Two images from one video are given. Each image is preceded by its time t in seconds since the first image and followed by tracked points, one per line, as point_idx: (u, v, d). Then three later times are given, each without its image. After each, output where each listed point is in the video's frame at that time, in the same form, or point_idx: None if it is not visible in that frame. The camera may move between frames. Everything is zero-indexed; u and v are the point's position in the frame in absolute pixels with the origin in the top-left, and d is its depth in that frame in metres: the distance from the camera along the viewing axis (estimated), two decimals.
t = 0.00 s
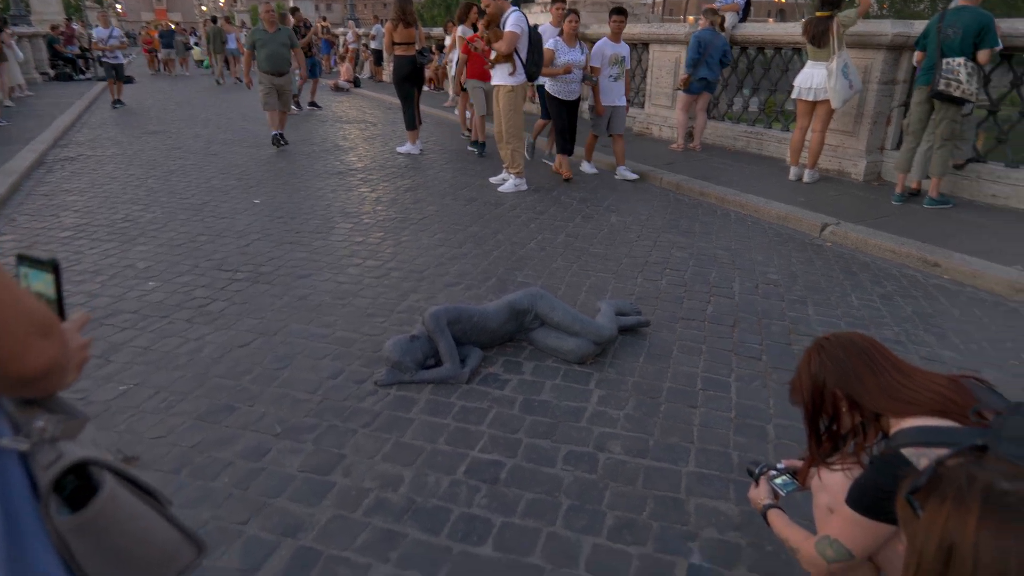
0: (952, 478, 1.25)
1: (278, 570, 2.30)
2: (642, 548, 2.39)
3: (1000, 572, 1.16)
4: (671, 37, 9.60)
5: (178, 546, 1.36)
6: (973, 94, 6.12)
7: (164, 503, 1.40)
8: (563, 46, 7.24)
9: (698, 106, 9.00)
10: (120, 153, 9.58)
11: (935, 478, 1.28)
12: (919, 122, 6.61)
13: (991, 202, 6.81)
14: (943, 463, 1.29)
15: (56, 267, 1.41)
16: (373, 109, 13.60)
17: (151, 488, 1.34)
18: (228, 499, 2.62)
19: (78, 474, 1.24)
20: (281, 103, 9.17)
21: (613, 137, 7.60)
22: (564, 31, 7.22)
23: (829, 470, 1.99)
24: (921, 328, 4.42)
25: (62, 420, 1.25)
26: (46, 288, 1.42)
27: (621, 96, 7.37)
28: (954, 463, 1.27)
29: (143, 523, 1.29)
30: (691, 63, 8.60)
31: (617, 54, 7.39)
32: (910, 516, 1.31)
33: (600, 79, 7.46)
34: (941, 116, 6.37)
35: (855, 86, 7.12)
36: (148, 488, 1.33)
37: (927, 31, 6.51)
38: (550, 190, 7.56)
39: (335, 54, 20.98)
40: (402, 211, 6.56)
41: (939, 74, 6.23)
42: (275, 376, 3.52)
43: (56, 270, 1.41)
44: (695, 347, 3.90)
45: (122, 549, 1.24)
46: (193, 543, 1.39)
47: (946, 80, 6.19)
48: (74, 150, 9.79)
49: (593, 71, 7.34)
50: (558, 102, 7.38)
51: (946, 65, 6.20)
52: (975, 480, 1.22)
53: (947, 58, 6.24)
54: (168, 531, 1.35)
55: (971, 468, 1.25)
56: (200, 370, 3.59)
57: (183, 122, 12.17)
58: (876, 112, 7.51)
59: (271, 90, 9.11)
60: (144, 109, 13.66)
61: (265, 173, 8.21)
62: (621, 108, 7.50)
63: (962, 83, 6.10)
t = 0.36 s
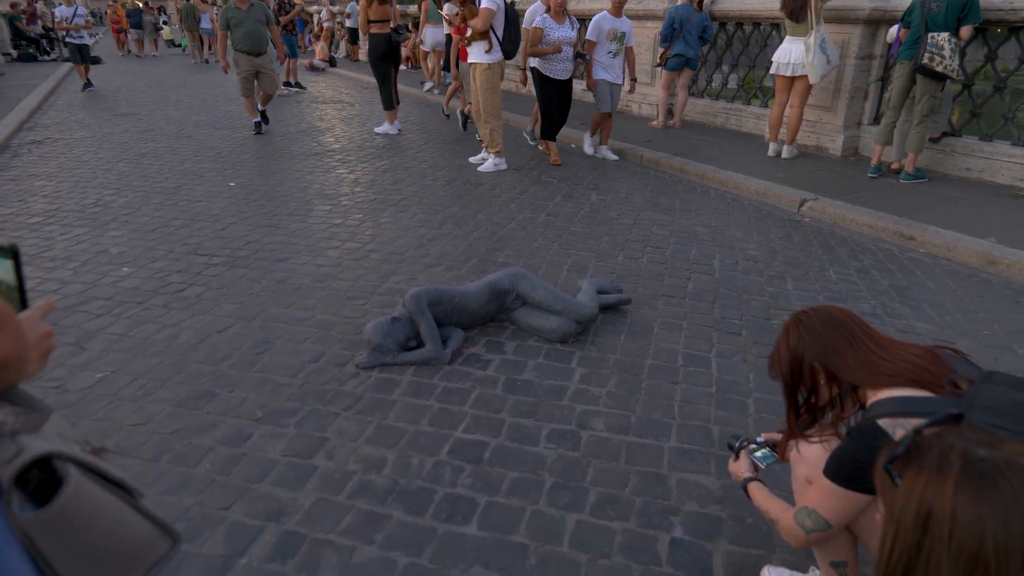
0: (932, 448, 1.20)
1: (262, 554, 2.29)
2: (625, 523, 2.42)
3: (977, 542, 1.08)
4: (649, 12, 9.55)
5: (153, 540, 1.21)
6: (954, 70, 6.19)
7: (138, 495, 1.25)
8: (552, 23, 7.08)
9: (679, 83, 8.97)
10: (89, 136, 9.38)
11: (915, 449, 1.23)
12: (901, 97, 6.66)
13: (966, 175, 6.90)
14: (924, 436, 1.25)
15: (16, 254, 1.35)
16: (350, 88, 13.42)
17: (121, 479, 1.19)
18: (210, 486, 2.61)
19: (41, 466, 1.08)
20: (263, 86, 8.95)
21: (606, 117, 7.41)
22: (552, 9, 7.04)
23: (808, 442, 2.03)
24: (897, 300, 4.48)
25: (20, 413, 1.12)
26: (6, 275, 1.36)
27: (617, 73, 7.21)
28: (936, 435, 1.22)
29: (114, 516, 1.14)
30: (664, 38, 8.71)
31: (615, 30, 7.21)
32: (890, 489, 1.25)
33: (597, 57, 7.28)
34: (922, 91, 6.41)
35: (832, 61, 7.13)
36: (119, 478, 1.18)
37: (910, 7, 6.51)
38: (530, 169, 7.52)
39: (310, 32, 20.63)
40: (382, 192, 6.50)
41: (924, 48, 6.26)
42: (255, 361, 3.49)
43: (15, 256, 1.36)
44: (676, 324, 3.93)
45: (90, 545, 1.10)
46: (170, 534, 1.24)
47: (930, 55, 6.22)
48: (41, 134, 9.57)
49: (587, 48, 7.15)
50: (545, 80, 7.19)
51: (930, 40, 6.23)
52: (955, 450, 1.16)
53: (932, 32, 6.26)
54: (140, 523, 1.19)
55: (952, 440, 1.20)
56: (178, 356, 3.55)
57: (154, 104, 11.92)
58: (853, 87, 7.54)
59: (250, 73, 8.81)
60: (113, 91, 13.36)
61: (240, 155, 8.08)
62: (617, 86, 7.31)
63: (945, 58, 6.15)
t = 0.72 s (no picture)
0: (915, 427, 1.22)
1: (255, 546, 2.30)
2: (616, 510, 2.44)
3: (959, 518, 1.10)
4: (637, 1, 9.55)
5: (145, 537, 1.18)
6: (934, 56, 6.22)
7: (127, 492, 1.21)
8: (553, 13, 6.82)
9: (668, 72, 8.96)
10: (74, 129, 9.28)
11: (899, 428, 1.25)
12: (883, 85, 6.68)
13: (953, 161, 6.94)
14: (908, 415, 1.26)
15: None
16: (338, 79, 13.33)
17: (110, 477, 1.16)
18: (203, 479, 2.61)
19: (28, 464, 1.07)
20: (255, 78, 8.68)
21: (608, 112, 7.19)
22: None
23: (795, 427, 2.05)
24: (885, 286, 4.52)
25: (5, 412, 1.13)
26: None
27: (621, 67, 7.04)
28: (919, 415, 1.24)
29: (98, 510, 1.11)
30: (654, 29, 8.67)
31: (619, 24, 7.05)
32: (875, 468, 1.26)
33: (600, 50, 7.11)
34: (904, 78, 6.43)
35: (821, 48, 7.14)
36: (108, 475, 1.16)
37: None
38: (519, 159, 7.51)
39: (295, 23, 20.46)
40: (371, 184, 6.47)
41: (903, 35, 6.31)
42: (246, 353, 3.48)
43: None
44: (666, 312, 3.95)
45: (77, 543, 1.07)
46: (160, 530, 1.20)
47: (909, 42, 6.27)
48: (25, 127, 9.46)
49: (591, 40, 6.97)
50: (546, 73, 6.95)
51: (909, 27, 6.27)
52: (938, 429, 1.18)
53: (911, 20, 6.29)
54: (129, 519, 1.16)
55: (935, 419, 1.22)
56: (169, 350, 3.54)
57: (139, 96, 11.79)
58: (841, 75, 7.57)
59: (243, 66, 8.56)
60: (97, 83, 13.21)
61: (227, 147, 8.03)
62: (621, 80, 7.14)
63: (925, 45, 6.19)
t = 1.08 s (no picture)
0: (905, 403, 1.21)
1: (255, 530, 2.33)
2: (611, 492, 2.47)
3: (945, 491, 1.10)
4: None
5: (142, 521, 1.17)
6: (928, 38, 6.22)
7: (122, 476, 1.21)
8: None
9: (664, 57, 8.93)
10: (67, 118, 9.25)
11: (890, 404, 1.25)
12: (877, 67, 6.68)
13: (948, 145, 6.95)
14: (899, 392, 1.26)
15: None
16: (332, 67, 13.27)
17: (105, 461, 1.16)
18: (202, 465, 2.64)
19: (23, 450, 1.07)
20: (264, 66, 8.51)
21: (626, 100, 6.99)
22: None
23: (787, 408, 2.08)
24: (879, 270, 4.54)
25: None
26: None
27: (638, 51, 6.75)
28: (910, 391, 1.23)
29: (94, 495, 1.11)
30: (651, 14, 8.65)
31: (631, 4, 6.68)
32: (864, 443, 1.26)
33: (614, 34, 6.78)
34: (898, 61, 6.42)
35: (816, 32, 7.15)
36: (103, 459, 1.16)
37: None
38: (515, 146, 7.50)
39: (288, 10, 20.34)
40: (367, 172, 6.46)
41: (896, 17, 6.27)
42: (244, 341, 3.51)
43: None
44: (660, 297, 3.97)
45: (75, 528, 1.07)
46: (157, 513, 1.20)
47: (902, 24, 6.24)
48: (18, 117, 9.42)
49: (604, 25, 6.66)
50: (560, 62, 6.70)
51: (903, 9, 6.23)
52: (927, 405, 1.17)
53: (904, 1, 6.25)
54: (126, 504, 1.16)
55: (925, 395, 1.21)
56: (167, 339, 3.56)
57: (132, 85, 11.72)
58: (837, 59, 7.56)
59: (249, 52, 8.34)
60: (90, 72, 13.14)
61: (222, 136, 8.00)
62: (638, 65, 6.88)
63: (918, 27, 6.17)
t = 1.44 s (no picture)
0: (886, 384, 1.21)
1: (251, 518, 2.35)
2: (603, 477, 2.50)
3: (923, 469, 1.09)
4: None
5: (131, 505, 1.19)
6: (922, 25, 6.22)
7: (113, 462, 1.22)
8: None
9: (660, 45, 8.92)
10: (60, 109, 9.20)
11: (871, 385, 1.24)
12: (871, 55, 6.67)
13: (943, 132, 6.95)
14: (880, 373, 1.25)
15: None
16: (326, 56, 13.22)
17: (95, 447, 1.17)
18: (198, 454, 2.65)
19: (13, 435, 1.06)
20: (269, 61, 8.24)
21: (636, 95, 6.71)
22: None
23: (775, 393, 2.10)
24: (872, 257, 4.56)
25: None
26: None
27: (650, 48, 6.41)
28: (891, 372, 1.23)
29: (84, 481, 1.12)
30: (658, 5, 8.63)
31: None
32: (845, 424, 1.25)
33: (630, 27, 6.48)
34: (892, 49, 6.42)
35: (811, 19, 7.12)
36: (93, 445, 1.16)
37: None
38: (509, 136, 7.48)
39: None
40: (361, 162, 6.45)
41: (890, 6, 6.27)
42: (239, 331, 3.52)
43: None
44: (653, 285, 3.99)
45: (64, 513, 1.09)
46: (147, 498, 1.22)
47: (896, 14, 6.24)
48: (10, 108, 9.37)
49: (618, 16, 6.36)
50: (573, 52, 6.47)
51: None
52: (909, 384, 1.17)
53: None
54: (117, 490, 1.17)
55: (906, 376, 1.21)
56: (162, 329, 3.56)
57: (125, 75, 11.66)
58: (832, 47, 7.55)
59: (255, 47, 8.10)
60: (82, 62, 13.06)
61: (215, 126, 7.98)
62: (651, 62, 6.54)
63: (912, 15, 6.17)
